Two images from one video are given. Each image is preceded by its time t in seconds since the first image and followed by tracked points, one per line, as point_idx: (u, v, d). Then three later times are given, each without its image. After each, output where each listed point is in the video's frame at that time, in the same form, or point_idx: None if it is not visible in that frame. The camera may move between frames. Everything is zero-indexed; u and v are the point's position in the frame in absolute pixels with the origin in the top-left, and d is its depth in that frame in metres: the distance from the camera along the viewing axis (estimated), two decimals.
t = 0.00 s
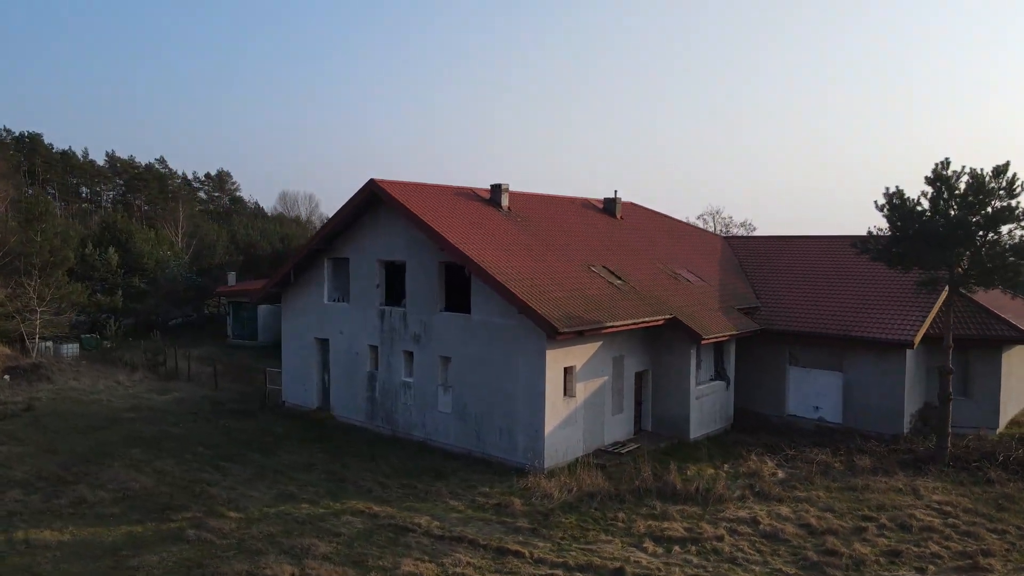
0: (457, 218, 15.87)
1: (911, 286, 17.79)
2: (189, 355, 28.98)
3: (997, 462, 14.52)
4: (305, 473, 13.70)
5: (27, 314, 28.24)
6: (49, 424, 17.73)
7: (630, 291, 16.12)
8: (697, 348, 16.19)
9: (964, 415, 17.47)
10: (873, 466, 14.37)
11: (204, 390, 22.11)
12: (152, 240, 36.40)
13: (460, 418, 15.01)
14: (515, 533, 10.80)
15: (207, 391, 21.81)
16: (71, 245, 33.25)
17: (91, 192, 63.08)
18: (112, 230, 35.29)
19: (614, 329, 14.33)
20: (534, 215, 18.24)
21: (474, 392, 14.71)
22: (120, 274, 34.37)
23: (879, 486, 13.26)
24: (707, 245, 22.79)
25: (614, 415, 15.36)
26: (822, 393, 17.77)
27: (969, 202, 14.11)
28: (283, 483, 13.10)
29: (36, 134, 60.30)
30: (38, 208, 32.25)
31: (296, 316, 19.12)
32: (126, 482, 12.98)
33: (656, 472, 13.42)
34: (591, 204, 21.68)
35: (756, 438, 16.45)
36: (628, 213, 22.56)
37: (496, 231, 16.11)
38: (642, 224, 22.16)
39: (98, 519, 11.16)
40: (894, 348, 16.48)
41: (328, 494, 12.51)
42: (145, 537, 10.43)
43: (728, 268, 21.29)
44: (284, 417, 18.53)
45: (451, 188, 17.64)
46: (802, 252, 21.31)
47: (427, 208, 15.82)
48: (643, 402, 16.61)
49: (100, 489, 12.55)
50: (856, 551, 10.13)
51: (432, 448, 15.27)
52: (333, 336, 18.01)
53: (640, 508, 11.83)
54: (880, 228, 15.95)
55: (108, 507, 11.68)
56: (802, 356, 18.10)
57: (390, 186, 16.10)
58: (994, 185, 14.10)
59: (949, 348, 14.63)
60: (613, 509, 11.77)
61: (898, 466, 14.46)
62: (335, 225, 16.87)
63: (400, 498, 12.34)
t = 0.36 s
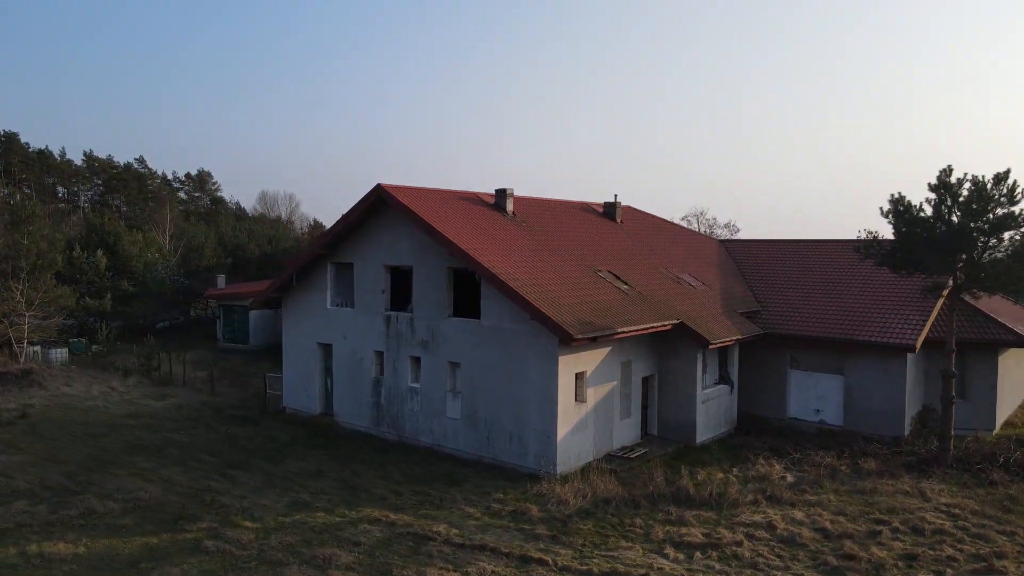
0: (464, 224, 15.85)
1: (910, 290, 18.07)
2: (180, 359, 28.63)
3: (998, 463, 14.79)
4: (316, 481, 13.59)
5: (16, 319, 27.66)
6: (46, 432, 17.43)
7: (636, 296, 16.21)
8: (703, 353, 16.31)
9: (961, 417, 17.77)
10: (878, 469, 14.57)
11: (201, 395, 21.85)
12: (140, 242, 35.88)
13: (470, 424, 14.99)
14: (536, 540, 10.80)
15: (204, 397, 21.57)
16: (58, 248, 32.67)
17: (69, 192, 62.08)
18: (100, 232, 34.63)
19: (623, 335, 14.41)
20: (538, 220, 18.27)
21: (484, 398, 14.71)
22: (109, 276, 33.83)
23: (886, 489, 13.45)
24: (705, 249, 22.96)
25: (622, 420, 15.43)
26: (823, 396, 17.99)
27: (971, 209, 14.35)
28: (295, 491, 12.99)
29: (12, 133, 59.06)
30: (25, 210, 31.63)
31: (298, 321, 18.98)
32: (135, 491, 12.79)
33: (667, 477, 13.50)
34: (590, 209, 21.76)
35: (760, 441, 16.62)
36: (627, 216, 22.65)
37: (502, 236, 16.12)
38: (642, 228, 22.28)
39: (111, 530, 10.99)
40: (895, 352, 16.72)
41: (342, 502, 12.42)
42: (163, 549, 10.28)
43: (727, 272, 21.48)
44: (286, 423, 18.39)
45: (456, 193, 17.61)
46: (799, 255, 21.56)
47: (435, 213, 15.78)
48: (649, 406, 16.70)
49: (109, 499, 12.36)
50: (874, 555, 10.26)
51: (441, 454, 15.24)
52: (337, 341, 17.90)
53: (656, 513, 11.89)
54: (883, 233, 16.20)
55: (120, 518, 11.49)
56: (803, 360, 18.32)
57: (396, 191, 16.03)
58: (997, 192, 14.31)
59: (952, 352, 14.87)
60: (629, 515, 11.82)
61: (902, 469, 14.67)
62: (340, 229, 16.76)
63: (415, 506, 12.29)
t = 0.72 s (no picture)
0: (472, 230, 15.85)
1: (908, 295, 18.36)
2: (172, 363, 28.27)
3: (999, 465, 15.07)
4: (327, 489, 13.51)
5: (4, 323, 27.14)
6: (45, 440, 17.14)
7: (642, 302, 16.30)
8: (708, 357, 16.45)
9: (958, 418, 18.09)
10: (883, 471, 14.78)
11: (198, 401, 21.60)
12: (128, 245, 35.37)
13: (479, 429, 14.98)
14: (556, 547, 10.82)
15: (202, 403, 21.34)
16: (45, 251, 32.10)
17: (47, 193, 60.99)
18: (87, 234, 34.09)
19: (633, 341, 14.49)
20: (542, 225, 18.31)
21: (494, 404, 14.71)
22: (97, 280, 33.31)
23: (893, 491, 13.64)
24: (703, 253, 23.15)
25: (630, 425, 15.51)
26: (824, 399, 18.22)
27: (972, 214, 14.67)
28: (307, 499, 12.89)
29: None
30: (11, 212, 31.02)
31: (300, 327, 18.84)
32: (144, 501, 12.62)
33: (679, 482, 13.59)
34: (591, 213, 21.84)
35: (764, 444, 16.79)
36: (626, 221, 22.76)
37: (509, 242, 16.14)
38: (641, 232, 22.40)
39: (125, 542, 10.82)
40: (896, 355, 16.98)
41: (356, 511, 12.35)
42: (181, 561, 10.15)
43: (725, 276, 21.67)
44: (289, 429, 18.25)
45: (460, 198, 17.60)
46: (796, 260, 21.81)
47: (442, 219, 15.76)
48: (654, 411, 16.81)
49: (119, 510, 12.17)
50: (890, 558, 10.40)
51: (450, 460, 15.21)
52: (340, 346, 17.81)
53: (672, 519, 11.96)
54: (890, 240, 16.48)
55: (132, 529, 11.33)
56: (804, 363, 18.55)
57: (403, 197, 15.99)
58: (996, 199, 14.59)
59: (954, 356, 15.07)
60: (645, 521, 11.87)
61: (906, 471, 14.89)
62: (345, 235, 16.67)
63: (431, 513, 12.25)
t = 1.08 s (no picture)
0: (479, 235, 15.83)
1: (905, 299, 18.65)
2: (163, 368, 27.87)
3: (997, 466, 15.36)
4: (339, 497, 13.42)
5: None
6: (43, 449, 16.83)
7: (649, 306, 16.39)
8: (713, 361, 16.57)
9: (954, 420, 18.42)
10: (886, 474, 15.01)
11: (195, 408, 21.34)
12: (115, 248, 34.82)
13: (488, 435, 14.97)
14: (576, 554, 10.85)
15: (199, 409, 21.09)
16: (32, 254, 31.50)
17: (22, 193, 59.73)
18: (74, 237, 33.52)
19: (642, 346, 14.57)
20: (545, 230, 18.34)
21: (504, 409, 14.71)
22: (85, 283, 32.76)
23: (899, 494, 13.85)
24: (700, 257, 23.32)
25: (637, 430, 15.59)
26: (824, 402, 18.45)
27: (971, 221, 14.80)
28: (320, 508, 12.79)
29: None
30: None
31: (301, 332, 18.69)
32: (154, 512, 12.46)
33: (689, 487, 13.70)
34: (590, 218, 21.92)
35: (767, 448, 16.96)
36: (625, 225, 22.88)
37: (516, 247, 16.15)
38: (640, 236, 22.51)
39: (140, 555, 10.67)
40: (896, 359, 17.24)
41: (371, 519, 12.28)
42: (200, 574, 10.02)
43: (724, 280, 21.85)
44: (292, 435, 18.11)
45: (465, 204, 17.59)
46: (793, 264, 22.06)
47: (450, 224, 15.73)
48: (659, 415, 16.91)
49: (129, 521, 12.00)
50: (905, 562, 10.56)
51: (458, 467, 15.18)
52: (344, 352, 17.71)
53: (687, 524, 12.05)
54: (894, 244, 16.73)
55: (146, 541, 11.18)
56: (804, 367, 18.77)
57: (410, 202, 15.94)
58: (996, 206, 14.76)
59: (955, 360, 15.30)
60: (660, 526, 11.94)
61: (909, 473, 15.13)
62: (350, 240, 16.58)
63: (446, 521, 12.22)
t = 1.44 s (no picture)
0: (486, 241, 15.85)
1: (902, 303, 18.97)
2: (155, 373, 27.50)
3: (996, 468, 15.67)
4: (350, 505, 13.36)
5: None
6: (41, 458, 16.55)
7: (654, 312, 16.51)
8: (718, 366, 16.74)
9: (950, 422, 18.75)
10: (889, 476, 15.25)
11: (192, 414, 21.10)
12: (103, 251, 34.31)
13: (497, 441, 14.97)
14: (595, 561, 10.90)
15: (197, 415, 20.85)
16: (18, 257, 30.94)
17: None
18: (61, 240, 32.99)
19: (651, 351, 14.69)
20: (549, 235, 18.40)
21: (513, 415, 14.73)
22: (72, 287, 32.24)
23: (904, 496, 14.08)
24: (697, 261, 23.51)
25: (644, 435, 15.69)
26: (824, 405, 18.69)
27: (971, 227, 15.09)
28: (332, 517, 12.72)
29: None
30: None
31: (303, 337, 18.55)
32: (164, 522, 12.31)
33: (699, 491, 13.82)
34: (589, 222, 22.01)
35: (770, 451, 17.16)
36: (624, 229, 22.98)
37: (523, 253, 16.19)
38: (639, 240, 22.64)
39: (157, 567, 10.55)
40: (895, 363, 17.52)
41: (386, 527, 12.24)
42: None
43: (722, 284, 22.05)
44: (295, 442, 17.97)
45: (470, 209, 17.60)
46: (789, 268, 22.31)
47: (457, 230, 15.73)
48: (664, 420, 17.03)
49: (140, 532, 11.85)
50: (918, 565, 10.75)
51: (467, 473, 15.17)
52: (348, 357, 17.61)
53: (701, 529, 12.16)
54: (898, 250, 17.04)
55: (160, 552, 11.05)
56: (803, 371, 19.00)
57: (417, 207, 15.91)
58: (994, 213, 15.04)
59: (955, 364, 15.67)
60: (675, 532, 12.04)
61: (911, 476, 15.38)
62: (355, 245, 16.50)
63: (461, 529, 12.21)
